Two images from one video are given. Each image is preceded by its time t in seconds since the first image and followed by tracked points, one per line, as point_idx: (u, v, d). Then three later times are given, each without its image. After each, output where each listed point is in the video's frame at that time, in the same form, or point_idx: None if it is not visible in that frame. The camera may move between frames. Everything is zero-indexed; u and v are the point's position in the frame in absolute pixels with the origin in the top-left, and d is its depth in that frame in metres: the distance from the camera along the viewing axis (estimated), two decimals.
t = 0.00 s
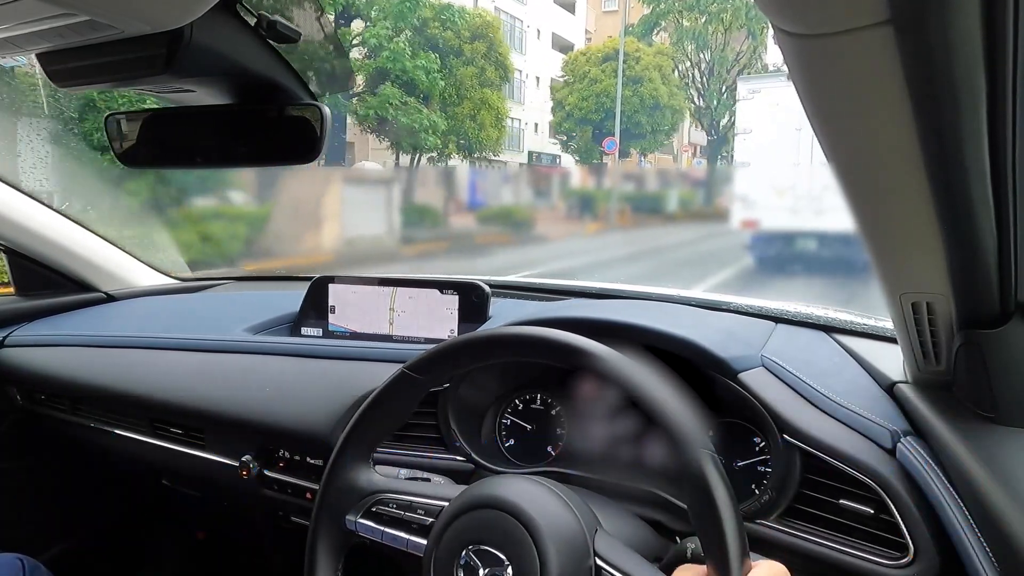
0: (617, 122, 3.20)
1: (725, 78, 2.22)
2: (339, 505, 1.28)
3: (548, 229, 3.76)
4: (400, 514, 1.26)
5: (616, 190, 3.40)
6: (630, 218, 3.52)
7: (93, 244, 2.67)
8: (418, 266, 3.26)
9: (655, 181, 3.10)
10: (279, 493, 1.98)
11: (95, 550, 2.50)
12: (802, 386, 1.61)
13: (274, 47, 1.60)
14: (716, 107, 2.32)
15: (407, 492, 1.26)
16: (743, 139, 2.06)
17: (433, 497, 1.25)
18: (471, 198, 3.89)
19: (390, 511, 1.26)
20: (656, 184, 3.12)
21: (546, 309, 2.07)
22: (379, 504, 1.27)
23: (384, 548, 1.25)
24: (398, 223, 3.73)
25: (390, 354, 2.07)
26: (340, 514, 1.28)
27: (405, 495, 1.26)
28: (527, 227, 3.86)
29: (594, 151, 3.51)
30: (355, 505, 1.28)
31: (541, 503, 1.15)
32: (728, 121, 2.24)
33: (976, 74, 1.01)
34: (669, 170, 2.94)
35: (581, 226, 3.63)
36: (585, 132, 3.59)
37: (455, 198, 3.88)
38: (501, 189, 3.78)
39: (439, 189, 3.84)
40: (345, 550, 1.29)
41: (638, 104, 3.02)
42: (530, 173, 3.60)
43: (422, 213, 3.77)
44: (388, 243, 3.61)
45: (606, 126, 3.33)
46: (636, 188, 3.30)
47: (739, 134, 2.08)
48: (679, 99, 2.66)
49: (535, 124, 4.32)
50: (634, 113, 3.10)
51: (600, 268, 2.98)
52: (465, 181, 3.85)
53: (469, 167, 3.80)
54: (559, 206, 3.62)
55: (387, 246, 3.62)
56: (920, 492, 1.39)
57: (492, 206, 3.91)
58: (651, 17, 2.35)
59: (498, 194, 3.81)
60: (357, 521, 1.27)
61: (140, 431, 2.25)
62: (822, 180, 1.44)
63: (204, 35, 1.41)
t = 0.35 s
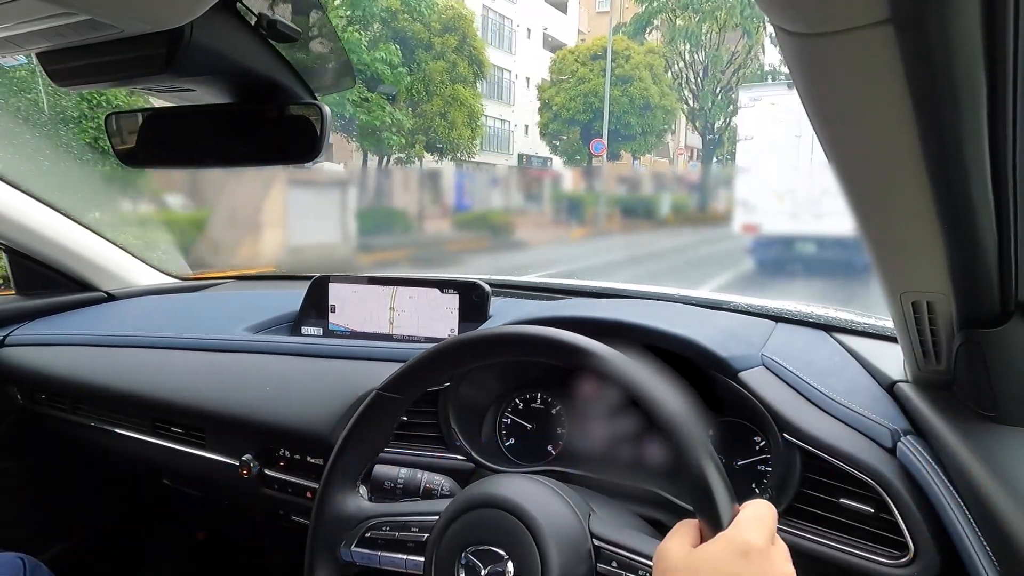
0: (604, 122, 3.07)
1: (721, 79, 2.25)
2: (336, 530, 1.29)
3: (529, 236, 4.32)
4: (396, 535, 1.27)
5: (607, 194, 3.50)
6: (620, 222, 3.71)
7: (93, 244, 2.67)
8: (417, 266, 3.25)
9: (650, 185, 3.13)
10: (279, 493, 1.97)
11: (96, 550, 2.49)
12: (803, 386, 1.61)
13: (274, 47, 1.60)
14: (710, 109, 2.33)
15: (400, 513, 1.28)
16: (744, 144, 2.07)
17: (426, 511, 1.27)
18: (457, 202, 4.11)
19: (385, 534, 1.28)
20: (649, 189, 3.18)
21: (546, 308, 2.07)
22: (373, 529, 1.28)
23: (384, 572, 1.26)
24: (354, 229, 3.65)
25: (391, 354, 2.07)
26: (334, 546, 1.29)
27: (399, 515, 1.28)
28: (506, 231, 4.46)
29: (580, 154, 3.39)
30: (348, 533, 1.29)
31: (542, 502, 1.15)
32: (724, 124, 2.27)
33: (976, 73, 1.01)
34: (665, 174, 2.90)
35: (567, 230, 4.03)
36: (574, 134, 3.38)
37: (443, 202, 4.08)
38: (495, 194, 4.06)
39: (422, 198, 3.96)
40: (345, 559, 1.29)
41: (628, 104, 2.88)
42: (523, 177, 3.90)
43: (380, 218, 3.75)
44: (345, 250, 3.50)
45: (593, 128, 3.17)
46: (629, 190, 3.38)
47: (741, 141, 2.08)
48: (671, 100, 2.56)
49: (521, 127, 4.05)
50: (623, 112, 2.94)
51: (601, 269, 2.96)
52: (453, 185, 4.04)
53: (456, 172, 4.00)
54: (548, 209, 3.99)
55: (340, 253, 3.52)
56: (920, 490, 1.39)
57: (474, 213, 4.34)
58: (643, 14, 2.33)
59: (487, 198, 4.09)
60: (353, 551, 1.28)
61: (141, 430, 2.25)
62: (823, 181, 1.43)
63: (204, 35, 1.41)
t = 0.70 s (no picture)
0: (593, 120, 3.21)
1: (718, 74, 2.36)
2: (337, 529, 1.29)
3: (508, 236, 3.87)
4: (396, 531, 1.28)
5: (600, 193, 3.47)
6: (608, 224, 3.62)
7: (93, 244, 2.67)
8: (417, 266, 3.25)
9: (645, 184, 3.21)
10: (279, 493, 1.98)
11: (95, 550, 2.49)
12: (802, 386, 1.61)
13: (274, 47, 1.60)
14: (706, 106, 2.41)
15: (400, 510, 1.28)
16: (749, 146, 2.08)
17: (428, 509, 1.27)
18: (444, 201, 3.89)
19: (386, 530, 1.28)
20: (648, 187, 3.17)
21: (545, 308, 2.07)
22: (374, 524, 1.28)
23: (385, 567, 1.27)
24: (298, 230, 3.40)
25: (390, 355, 2.06)
26: (334, 541, 1.29)
27: (399, 512, 1.28)
28: (480, 234, 3.96)
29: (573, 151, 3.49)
30: (348, 528, 1.29)
31: (542, 502, 1.15)
32: (722, 121, 2.38)
33: (976, 73, 1.01)
34: (663, 173, 2.98)
35: (552, 231, 3.79)
36: (560, 131, 3.53)
37: (429, 201, 3.91)
38: (483, 189, 3.87)
39: (394, 198, 3.86)
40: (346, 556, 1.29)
41: (618, 100, 3.12)
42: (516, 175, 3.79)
43: (318, 219, 3.54)
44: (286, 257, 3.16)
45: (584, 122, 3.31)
46: (625, 190, 3.37)
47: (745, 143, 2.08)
48: (663, 94, 2.77)
49: (511, 124, 4.21)
50: (612, 108, 3.16)
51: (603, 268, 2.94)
52: (438, 182, 3.84)
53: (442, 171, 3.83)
54: (537, 208, 3.78)
55: (283, 256, 3.22)
56: (920, 490, 1.39)
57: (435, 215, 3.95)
58: (639, 9, 2.42)
59: (473, 197, 3.88)
60: (353, 546, 1.29)
61: (141, 431, 2.25)
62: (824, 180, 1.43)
63: (204, 35, 1.41)
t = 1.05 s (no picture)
0: (580, 113, 3.39)
1: (712, 64, 2.35)
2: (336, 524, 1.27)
3: (484, 233, 3.92)
4: (397, 521, 1.28)
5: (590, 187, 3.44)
6: (593, 221, 3.58)
7: (94, 244, 2.68)
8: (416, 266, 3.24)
9: (640, 179, 3.12)
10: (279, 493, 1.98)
11: (95, 550, 2.49)
12: (802, 386, 1.61)
13: (273, 47, 1.60)
14: (699, 98, 2.41)
15: (402, 501, 1.28)
16: (753, 144, 2.07)
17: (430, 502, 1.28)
18: (429, 199, 3.73)
19: (387, 520, 1.28)
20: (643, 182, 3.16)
21: (545, 309, 2.07)
22: (376, 513, 1.28)
23: (384, 555, 1.28)
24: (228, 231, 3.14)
25: (390, 355, 2.06)
26: (336, 528, 1.28)
27: (401, 503, 1.28)
28: (452, 232, 3.94)
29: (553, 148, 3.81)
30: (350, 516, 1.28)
31: (541, 502, 1.15)
32: (715, 115, 2.38)
33: (976, 74, 1.01)
34: (659, 170, 2.89)
35: (532, 230, 3.89)
36: (545, 122, 3.81)
37: (413, 198, 3.69)
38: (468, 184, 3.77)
39: (362, 193, 3.54)
40: (345, 544, 1.29)
41: (606, 91, 3.10)
42: (502, 173, 3.74)
43: (265, 216, 3.33)
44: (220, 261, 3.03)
45: (569, 115, 3.51)
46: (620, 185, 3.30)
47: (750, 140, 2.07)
48: (654, 85, 2.74)
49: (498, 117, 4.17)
50: (600, 98, 3.19)
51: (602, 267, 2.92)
52: (423, 181, 3.67)
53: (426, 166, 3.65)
54: (521, 205, 3.80)
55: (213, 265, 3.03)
56: (919, 491, 1.39)
57: (405, 210, 3.70)
58: None
59: (460, 193, 3.80)
60: (354, 532, 1.28)
61: (140, 431, 2.25)
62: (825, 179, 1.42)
63: (204, 35, 1.40)
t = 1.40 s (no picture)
0: (563, 106, 3.01)
1: (706, 56, 2.31)
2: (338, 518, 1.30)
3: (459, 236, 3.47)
4: (398, 521, 1.29)
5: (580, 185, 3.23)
6: (578, 221, 3.36)
7: (93, 244, 2.67)
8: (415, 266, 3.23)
9: (637, 177, 3.02)
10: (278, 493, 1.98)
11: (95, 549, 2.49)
12: (802, 386, 1.61)
13: (274, 47, 1.59)
14: (693, 93, 2.37)
15: (402, 499, 1.30)
16: (757, 144, 2.05)
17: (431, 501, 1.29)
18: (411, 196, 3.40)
19: (388, 519, 1.29)
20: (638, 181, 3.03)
21: (545, 309, 2.06)
22: (377, 511, 1.30)
23: (385, 555, 1.29)
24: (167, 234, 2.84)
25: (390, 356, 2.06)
26: (338, 523, 1.30)
27: (401, 502, 1.29)
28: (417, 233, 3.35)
29: (536, 144, 3.26)
30: (351, 514, 1.30)
31: (542, 503, 1.15)
32: (710, 110, 2.35)
33: (976, 76, 1.01)
34: (654, 167, 2.84)
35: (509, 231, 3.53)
36: (527, 116, 3.27)
37: (394, 195, 3.35)
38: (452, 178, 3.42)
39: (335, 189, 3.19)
40: (347, 543, 1.30)
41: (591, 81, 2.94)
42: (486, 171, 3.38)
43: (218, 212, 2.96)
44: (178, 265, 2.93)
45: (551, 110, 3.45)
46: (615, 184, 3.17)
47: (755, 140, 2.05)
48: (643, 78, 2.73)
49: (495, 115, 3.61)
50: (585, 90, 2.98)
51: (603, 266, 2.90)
52: (404, 179, 3.34)
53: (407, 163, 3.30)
54: (502, 206, 3.47)
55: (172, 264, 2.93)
56: (919, 490, 1.39)
57: (374, 209, 3.32)
58: None
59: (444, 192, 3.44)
60: (355, 531, 1.30)
61: (140, 431, 2.25)
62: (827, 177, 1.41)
63: (204, 35, 1.40)
